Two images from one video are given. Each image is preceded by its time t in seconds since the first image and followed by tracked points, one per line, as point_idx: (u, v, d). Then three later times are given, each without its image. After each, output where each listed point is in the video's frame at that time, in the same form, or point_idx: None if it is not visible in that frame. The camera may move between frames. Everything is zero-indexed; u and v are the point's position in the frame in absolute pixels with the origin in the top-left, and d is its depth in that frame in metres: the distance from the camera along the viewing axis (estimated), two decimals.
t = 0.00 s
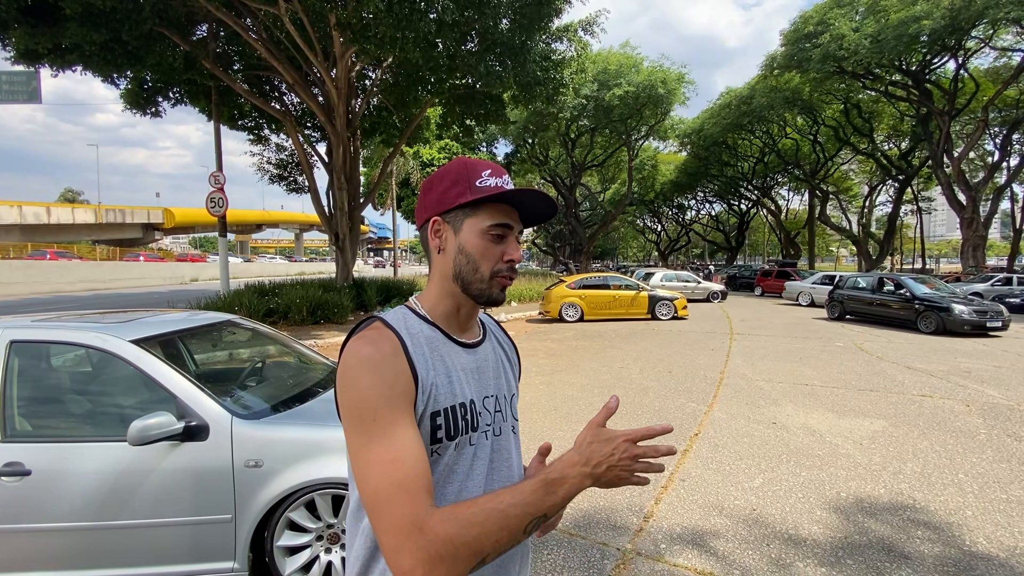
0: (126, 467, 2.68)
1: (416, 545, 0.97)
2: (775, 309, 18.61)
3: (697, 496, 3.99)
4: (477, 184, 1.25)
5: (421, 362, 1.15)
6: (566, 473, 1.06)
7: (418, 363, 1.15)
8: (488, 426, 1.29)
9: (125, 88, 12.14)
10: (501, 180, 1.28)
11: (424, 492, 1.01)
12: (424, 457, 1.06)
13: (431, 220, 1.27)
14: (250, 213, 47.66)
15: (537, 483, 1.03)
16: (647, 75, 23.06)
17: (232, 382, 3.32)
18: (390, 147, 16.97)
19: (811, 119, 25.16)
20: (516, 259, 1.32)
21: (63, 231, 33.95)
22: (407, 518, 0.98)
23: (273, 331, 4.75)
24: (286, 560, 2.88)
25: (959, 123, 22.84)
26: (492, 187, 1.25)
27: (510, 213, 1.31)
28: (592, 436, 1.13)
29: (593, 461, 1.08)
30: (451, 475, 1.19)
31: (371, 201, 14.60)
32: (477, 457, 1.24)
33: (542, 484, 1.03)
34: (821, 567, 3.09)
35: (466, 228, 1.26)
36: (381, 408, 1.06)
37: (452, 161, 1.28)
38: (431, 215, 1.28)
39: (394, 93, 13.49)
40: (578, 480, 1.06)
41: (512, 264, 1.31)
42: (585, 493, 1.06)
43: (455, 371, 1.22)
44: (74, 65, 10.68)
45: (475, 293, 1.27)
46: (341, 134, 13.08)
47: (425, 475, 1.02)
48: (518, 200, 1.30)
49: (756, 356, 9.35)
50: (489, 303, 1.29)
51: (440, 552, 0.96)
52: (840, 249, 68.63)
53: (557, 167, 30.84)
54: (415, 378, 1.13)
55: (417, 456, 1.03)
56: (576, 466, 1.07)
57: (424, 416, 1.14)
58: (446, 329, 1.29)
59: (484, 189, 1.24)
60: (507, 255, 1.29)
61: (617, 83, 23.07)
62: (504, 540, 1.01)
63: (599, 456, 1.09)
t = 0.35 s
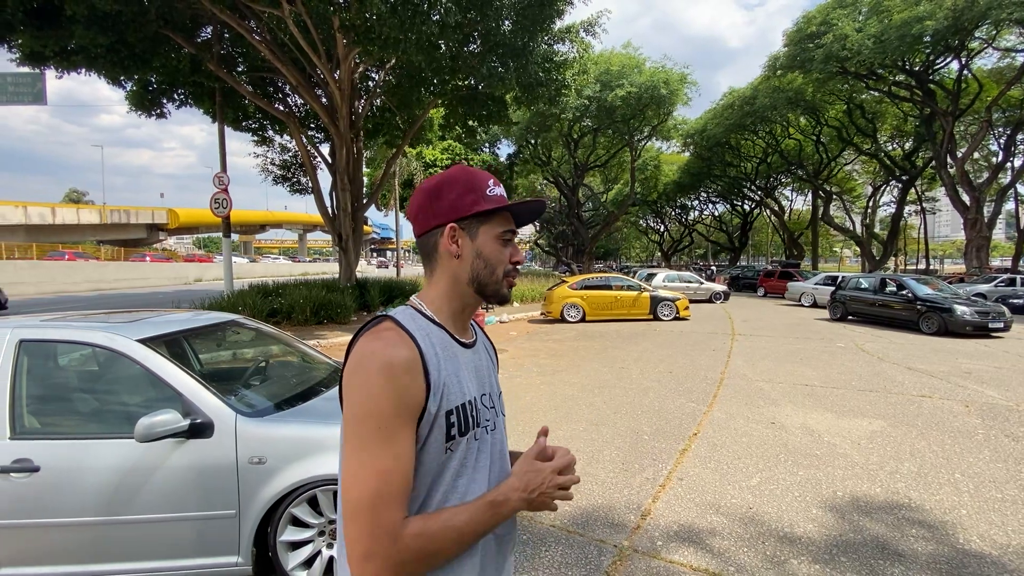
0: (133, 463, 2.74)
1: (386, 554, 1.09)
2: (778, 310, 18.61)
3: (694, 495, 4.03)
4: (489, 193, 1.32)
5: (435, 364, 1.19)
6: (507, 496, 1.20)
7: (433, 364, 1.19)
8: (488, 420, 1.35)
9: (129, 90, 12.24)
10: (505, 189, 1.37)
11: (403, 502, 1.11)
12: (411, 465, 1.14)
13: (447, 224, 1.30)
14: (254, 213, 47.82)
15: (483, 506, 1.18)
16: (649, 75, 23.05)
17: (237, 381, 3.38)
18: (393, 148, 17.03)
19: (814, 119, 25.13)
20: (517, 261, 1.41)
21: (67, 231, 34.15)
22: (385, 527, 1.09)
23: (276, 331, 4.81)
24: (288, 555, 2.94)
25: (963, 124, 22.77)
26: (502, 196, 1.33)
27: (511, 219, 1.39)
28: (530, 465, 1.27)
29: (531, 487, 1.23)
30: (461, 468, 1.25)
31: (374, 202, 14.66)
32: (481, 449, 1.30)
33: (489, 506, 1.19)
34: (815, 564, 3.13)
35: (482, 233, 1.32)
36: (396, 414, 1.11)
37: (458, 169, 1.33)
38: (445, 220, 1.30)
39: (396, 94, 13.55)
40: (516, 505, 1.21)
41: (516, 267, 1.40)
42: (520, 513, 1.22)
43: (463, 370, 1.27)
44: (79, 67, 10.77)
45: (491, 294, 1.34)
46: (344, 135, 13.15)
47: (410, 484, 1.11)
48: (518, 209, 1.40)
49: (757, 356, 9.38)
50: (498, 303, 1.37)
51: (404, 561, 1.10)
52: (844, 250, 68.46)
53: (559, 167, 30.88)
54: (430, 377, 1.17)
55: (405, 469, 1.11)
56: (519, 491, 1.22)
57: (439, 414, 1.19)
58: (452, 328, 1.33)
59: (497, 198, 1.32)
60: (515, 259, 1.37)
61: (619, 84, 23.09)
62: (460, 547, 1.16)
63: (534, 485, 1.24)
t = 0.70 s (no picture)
0: (145, 460, 2.80)
1: (315, 534, 1.17)
2: (786, 311, 18.52)
3: (698, 494, 4.05)
4: (470, 193, 1.34)
5: (406, 366, 1.25)
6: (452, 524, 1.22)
7: (404, 366, 1.25)
8: (480, 420, 1.38)
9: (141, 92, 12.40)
10: (490, 186, 1.38)
11: (346, 496, 1.19)
12: (363, 462, 1.22)
13: (429, 229, 1.35)
14: (263, 214, 48.14)
15: (426, 521, 1.21)
16: (657, 75, 23.02)
17: (247, 380, 3.44)
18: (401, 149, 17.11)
19: (823, 119, 24.98)
20: (508, 260, 1.42)
21: (79, 232, 34.57)
22: (317, 513, 1.17)
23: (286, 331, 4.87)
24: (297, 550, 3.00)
25: (974, 123, 22.57)
26: (483, 195, 1.35)
27: (500, 217, 1.41)
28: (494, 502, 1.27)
29: (476, 518, 1.24)
30: (435, 467, 1.29)
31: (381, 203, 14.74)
32: (462, 449, 1.33)
33: (429, 525, 1.21)
34: (817, 564, 3.15)
35: (462, 236, 1.36)
36: (353, 412, 1.19)
37: (442, 171, 1.36)
38: (428, 225, 1.35)
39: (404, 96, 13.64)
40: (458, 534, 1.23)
41: (506, 267, 1.41)
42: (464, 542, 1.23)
43: (446, 371, 1.32)
44: (91, 70, 10.92)
45: (476, 294, 1.36)
46: (352, 136, 13.24)
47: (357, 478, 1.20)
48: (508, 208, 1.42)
49: (764, 357, 9.36)
50: (487, 304, 1.39)
51: (332, 549, 1.17)
52: (853, 250, 68.02)
53: (566, 167, 30.88)
54: (398, 378, 1.23)
55: (351, 465, 1.20)
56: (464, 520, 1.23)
57: (408, 414, 1.25)
58: (441, 329, 1.37)
59: (477, 198, 1.34)
60: (501, 257, 1.39)
61: (627, 84, 23.08)
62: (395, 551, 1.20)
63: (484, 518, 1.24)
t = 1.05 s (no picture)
0: (159, 457, 2.83)
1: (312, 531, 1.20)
2: (797, 312, 18.37)
3: (707, 496, 4.02)
4: (397, 205, 1.38)
5: (400, 372, 1.25)
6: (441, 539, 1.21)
7: (398, 374, 1.25)
8: (486, 426, 1.32)
9: (154, 94, 12.55)
10: (413, 184, 1.37)
11: (343, 497, 1.22)
12: (359, 465, 1.23)
13: (397, 252, 1.47)
14: (273, 215, 48.51)
15: (415, 534, 1.21)
16: (666, 75, 22.92)
17: (258, 379, 3.46)
18: (410, 150, 17.17)
19: (834, 118, 24.74)
20: (465, 249, 1.37)
21: (93, 232, 35.04)
22: (313, 510, 1.20)
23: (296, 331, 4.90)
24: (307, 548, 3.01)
25: (989, 123, 22.27)
26: (405, 199, 1.36)
27: (443, 210, 1.40)
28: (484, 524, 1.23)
29: (466, 535, 1.22)
30: (433, 475, 1.26)
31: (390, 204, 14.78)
32: (464, 457, 1.29)
33: (418, 538, 1.20)
34: (827, 567, 3.12)
35: (413, 247, 1.41)
36: (347, 417, 1.22)
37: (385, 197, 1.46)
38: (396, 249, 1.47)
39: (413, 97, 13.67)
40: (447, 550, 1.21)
41: (461, 256, 1.35)
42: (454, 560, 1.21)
43: (444, 377, 1.29)
44: (106, 73, 11.06)
45: (442, 296, 1.35)
46: (361, 137, 13.32)
47: (351, 480, 1.22)
48: (445, 196, 1.39)
49: (774, 359, 9.29)
50: (460, 300, 1.33)
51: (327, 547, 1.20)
52: (865, 251, 67.40)
53: (575, 168, 30.83)
54: (391, 386, 1.24)
55: (347, 467, 1.22)
56: (453, 537, 1.21)
57: (403, 420, 1.25)
58: (441, 334, 1.34)
59: (401, 205, 1.37)
60: (449, 250, 1.35)
61: (636, 84, 23.02)
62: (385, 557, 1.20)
63: (476, 538, 1.22)
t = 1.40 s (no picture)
0: (170, 455, 2.85)
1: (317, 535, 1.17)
2: (807, 315, 18.20)
3: (715, 500, 3.99)
4: (417, 208, 1.35)
5: (423, 377, 1.24)
6: (438, 554, 1.17)
7: (421, 380, 1.24)
8: (507, 428, 1.34)
9: (166, 96, 12.66)
10: (435, 188, 1.34)
11: (351, 500, 1.19)
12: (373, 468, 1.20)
13: (416, 255, 1.43)
14: (283, 215, 48.82)
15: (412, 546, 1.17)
16: (675, 76, 22.79)
17: (267, 378, 3.46)
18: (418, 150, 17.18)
19: (846, 118, 24.51)
20: (488, 252, 1.35)
21: (106, 232, 35.42)
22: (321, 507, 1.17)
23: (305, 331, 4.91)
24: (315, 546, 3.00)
25: (1004, 122, 21.97)
26: (427, 203, 1.33)
27: (465, 212, 1.37)
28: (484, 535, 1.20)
29: (462, 550, 1.18)
30: (454, 481, 1.27)
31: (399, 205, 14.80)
32: (484, 461, 1.29)
33: (415, 551, 1.16)
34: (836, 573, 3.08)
35: (434, 249, 1.38)
36: (363, 420, 1.19)
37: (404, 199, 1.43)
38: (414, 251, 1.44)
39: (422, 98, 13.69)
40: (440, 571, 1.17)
41: (485, 258, 1.34)
42: None
43: (468, 382, 1.29)
44: (119, 74, 11.17)
45: (465, 299, 1.33)
46: (370, 138, 13.36)
47: (364, 483, 1.19)
48: (465, 200, 1.36)
49: (784, 361, 9.22)
50: (482, 304, 1.33)
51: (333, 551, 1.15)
52: (877, 252, 66.63)
53: (583, 168, 30.74)
54: (415, 392, 1.22)
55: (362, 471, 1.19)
56: (449, 555, 1.17)
57: (428, 425, 1.24)
58: (463, 337, 1.35)
59: (423, 209, 1.34)
60: (472, 252, 1.33)
61: (644, 85, 22.94)
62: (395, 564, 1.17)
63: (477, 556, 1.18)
